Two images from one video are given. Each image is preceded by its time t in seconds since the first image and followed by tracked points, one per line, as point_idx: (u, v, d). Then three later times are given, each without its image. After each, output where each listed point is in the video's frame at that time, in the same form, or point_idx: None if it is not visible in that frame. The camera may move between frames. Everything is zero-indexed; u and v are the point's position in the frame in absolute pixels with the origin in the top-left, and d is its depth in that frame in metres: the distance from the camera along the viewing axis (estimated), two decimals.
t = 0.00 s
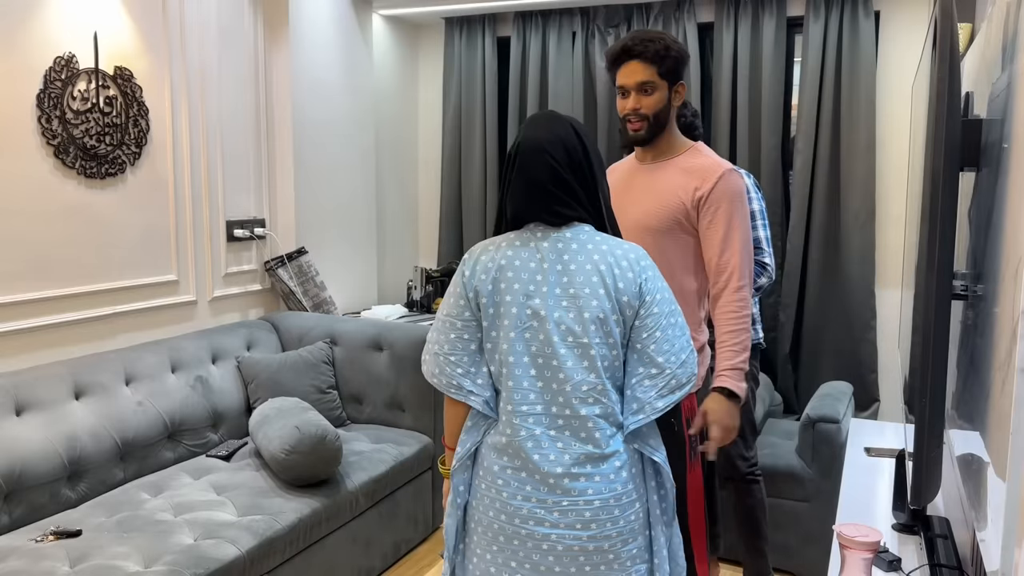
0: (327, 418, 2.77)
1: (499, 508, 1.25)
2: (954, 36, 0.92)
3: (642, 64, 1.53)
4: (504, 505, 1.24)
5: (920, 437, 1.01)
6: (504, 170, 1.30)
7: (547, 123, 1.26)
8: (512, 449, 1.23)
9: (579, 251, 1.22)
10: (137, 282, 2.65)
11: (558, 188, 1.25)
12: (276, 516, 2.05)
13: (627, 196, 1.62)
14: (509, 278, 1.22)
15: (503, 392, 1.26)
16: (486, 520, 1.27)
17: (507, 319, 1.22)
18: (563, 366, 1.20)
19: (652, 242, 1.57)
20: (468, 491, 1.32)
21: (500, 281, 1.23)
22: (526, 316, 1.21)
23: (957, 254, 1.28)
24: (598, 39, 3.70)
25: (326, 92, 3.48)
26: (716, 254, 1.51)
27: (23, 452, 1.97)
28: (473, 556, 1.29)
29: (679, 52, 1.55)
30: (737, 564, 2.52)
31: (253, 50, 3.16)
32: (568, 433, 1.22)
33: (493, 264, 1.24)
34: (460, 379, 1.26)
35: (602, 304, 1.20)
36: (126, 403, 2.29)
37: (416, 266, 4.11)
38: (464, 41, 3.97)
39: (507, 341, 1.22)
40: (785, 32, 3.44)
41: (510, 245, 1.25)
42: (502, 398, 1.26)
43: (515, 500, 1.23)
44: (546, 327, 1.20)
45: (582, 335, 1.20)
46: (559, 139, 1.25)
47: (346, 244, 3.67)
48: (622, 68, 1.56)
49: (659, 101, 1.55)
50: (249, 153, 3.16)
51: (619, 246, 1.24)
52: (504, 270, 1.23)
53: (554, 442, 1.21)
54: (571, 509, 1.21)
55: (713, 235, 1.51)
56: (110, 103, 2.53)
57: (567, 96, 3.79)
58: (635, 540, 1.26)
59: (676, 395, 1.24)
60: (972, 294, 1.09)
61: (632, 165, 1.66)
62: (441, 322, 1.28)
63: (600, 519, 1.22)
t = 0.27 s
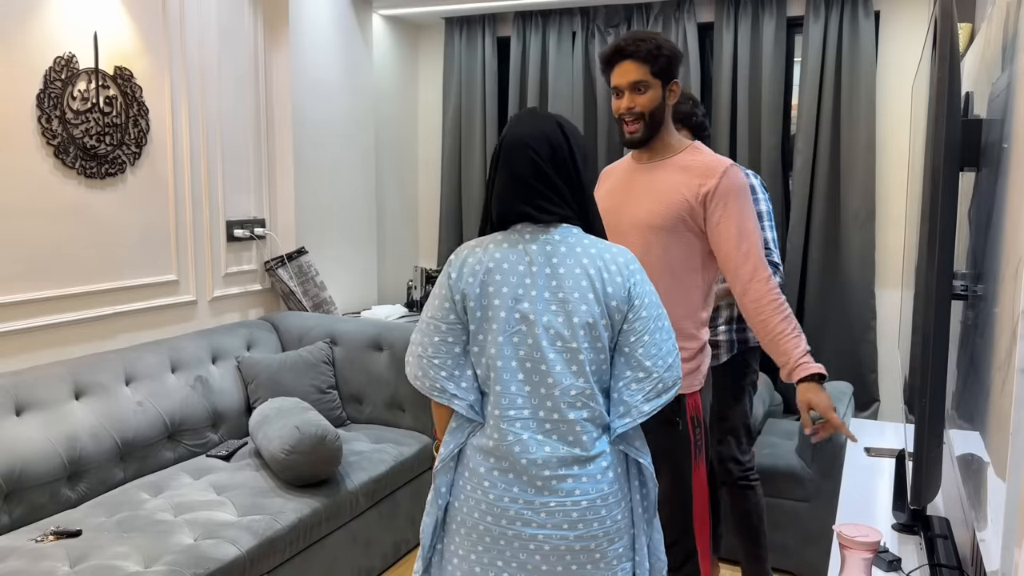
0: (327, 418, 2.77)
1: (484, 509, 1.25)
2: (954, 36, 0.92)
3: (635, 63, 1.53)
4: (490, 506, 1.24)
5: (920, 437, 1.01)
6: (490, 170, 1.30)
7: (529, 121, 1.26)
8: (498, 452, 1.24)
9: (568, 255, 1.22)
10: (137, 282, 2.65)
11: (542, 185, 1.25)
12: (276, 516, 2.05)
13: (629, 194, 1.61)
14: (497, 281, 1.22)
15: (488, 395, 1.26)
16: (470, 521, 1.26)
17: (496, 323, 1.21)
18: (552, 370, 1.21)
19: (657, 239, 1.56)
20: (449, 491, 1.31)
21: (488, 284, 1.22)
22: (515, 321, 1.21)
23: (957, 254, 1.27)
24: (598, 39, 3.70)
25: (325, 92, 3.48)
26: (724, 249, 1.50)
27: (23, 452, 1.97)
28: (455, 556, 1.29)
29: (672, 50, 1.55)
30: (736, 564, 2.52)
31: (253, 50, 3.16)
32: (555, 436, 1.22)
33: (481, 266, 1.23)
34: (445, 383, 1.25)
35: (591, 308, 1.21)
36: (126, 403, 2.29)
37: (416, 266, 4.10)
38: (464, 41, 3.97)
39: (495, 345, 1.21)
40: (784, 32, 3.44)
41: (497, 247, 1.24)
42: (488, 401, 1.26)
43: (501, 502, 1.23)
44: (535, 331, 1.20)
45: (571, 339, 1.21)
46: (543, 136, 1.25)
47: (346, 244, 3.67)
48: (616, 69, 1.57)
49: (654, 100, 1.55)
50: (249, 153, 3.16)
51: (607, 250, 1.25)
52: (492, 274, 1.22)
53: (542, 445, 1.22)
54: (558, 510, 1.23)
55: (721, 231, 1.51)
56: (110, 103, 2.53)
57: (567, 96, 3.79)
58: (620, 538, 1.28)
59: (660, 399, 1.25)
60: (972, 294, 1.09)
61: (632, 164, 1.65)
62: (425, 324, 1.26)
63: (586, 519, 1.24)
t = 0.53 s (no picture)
0: (327, 418, 2.77)
1: (475, 511, 1.25)
2: (954, 37, 0.92)
3: (633, 64, 1.52)
4: (481, 508, 1.25)
5: (920, 437, 1.01)
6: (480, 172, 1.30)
7: (517, 123, 1.26)
8: (489, 453, 1.24)
9: (558, 255, 1.23)
10: (137, 282, 2.65)
11: (530, 188, 1.25)
12: (276, 516, 2.05)
13: (631, 194, 1.62)
14: (486, 281, 1.22)
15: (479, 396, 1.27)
16: (461, 524, 1.27)
17: (485, 323, 1.22)
18: (541, 371, 1.21)
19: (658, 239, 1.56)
20: (441, 494, 1.32)
21: (478, 284, 1.23)
22: (504, 321, 1.22)
23: (957, 254, 1.28)
24: (598, 39, 3.70)
25: (325, 92, 3.48)
26: (724, 250, 1.51)
27: (23, 452, 1.97)
28: (447, 559, 1.30)
29: (670, 51, 1.55)
30: (736, 564, 2.52)
31: (253, 49, 3.16)
32: (545, 438, 1.23)
33: (471, 267, 1.24)
34: (435, 385, 1.26)
35: (581, 308, 1.21)
36: (126, 403, 2.29)
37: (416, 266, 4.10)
38: (464, 41, 3.97)
39: (485, 345, 1.22)
40: (784, 32, 3.44)
41: (488, 248, 1.24)
42: (478, 402, 1.26)
43: (492, 503, 1.24)
44: (525, 331, 1.21)
45: (561, 339, 1.21)
46: (532, 139, 1.25)
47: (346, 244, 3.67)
48: (614, 70, 1.56)
49: (652, 101, 1.54)
50: (249, 153, 3.16)
51: (598, 249, 1.25)
52: (482, 274, 1.23)
53: (532, 447, 1.22)
54: (549, 511, 1.23)
55: (720, 233, 1.52)
56: (110, 103, 2.53)
57: (567, 96, 3.79)
58: (613, 540, 1.28)
59: (652, 400, 1.25)
60: (972, 294, 1.08)
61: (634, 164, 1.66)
62: (417, 325, 1.27)
63: (578, 520, 1.24)
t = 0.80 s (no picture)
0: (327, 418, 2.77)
1: (469, 513, 1.26)
2: (954, 37, 0.92)
3: (636, 63, 1.53)
4: (474, 510, 1.25)
5: (921, 437, 1.01)
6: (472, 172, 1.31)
7: (507, 122, 1.26)
8: (482, 455, 1.25)
9: (551, 253, 1.23)
10: (137, 282, 2.65)
11: (520, 187, 1.25)
12: (276, 516, 2.05)
13: (633, 194, 1.62)
14: (478, 281, 1.23)
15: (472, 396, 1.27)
16: (456, 526, 1.27)
17: (477, 323, 1.22)
18: (534, 371, 1.21)
19: (657, 240, 1.57)
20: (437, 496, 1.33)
21: (470, 284, 1.23)
22: (496, 320, 1.22)
23: (957, 254, 1.28)
24: (598, 39, 3.70)
25: (325, 92, 3.48)
26: (722, 252, 1.50)
27: (23, 452, 1.97)
28: (443, 560, 1.30)
29: (673, 51, 1.55)
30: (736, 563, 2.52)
31: (253, 49, 3.16)
32: (538, 438, 1.23)
33: (463, 267, 1.24)
34: (428, 386, 1.27)
35: (575, 307, 1.21)
36: (126, 403, 2.29)
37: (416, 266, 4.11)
38: (464, 41, 3.97)
39: (476, 345, 1.23)
40: (784, 32, 3.44)
41: (480, 247, 1.25)
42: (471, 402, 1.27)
43: (485, 505, 1.24)
44: (517, 330, 1.21)
45: (554, 339, 1.21)
46: (521, 139, 1.25)
47: (346, 244, 3.67)
48: (617, 69, 1.56)
49: (655, 100, 1.54)
50: (249, 153, 3.17)
51: (592, 246, 1.25)
52: (474, 274, 1.23)
53: (525, 448, 1.22)
54: (542, 515, 1.22)
55: (718, 234, 1.51)
56: (110, 103, 2.53)
57: (567, 96, 3.78)
58: (607, 544, 1.27)
59: (649, 399, 1.25)
60: (972, 294, 1.09)
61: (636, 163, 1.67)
62: (411, 326, 1.29)
63: (571, 524, 1.23)
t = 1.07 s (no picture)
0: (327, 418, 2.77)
1: (467, 516, 1.26)
2: (954, 37, 0.92)
3: (637, 64, 1.53)
4: (472, 512, 1.25)
5: (921, 438, 1.01)
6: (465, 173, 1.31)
7: (498, 122, 1.26)
8: (479, 458, 1.25)
9: (545, 255, 1.23)
10: (137, 282, 2.65)
11: (515, 187, 1.25)
12: (276, 516, 2.05)
13: (635, 194, 1.63)
14: (471, 284, 1.23)
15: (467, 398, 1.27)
16: (454, 528, 1.28)
17: (471, 326, 1.22)
18: (528, 373, 1.21)
19: (658, 240, 1.57)
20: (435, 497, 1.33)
21: (463, 287, 1.23)
22: (490, 322, 1.22)
23: (957, 254, 1.28)
24: (598, 39, 3.70)
25: (325, 92, 3.48)
26: (721, 252, 1.50)
27: (23, 452, 1.97)
28: (441, 562, 1.31)
29: (673, 51, 1.55)
30: (736, 563, 2.52)
31: (252, 49, 3.16)
32: (534, 441, 1.23)
33: (456, 269, 1.24)
34: (424, 389, 1.27)
35: (568, 309, 1.21)
36: (126, 403, 2.29)
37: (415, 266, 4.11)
38: (464, 41, 3.97)
39: (470, 348, 1.22)
40: (784, 32, 3.44)
41: (474, 250, 1.25)
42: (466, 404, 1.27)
43: (482, 508, 1.24)
44: (511, 333, 1.21)
45: (548, 341, 1.21)
46: (515, 138, 1.25)
47: (346, 245, 3.67)
48: (617, 69, 1.56)
49: (656, 100, 1.54)
50: (249, 153, 3.17)
51: (586, 247, 1.25)
52: (467, 276, 1.23)
53: (521, 451, 1.22)
54: (539, 517, 1.23)
55: (718, 234, 1.51)
56: (110, 103, 2.53)
57: (567, 96, 3.78)
58: (605, 546, 1.27)
59: (645, 400, 1.24)
60: (972, 294, 1.09)
61: (638, 163, 1.67)
62: (406, 329, 1.29)
63: (569, 526, 1.24)
